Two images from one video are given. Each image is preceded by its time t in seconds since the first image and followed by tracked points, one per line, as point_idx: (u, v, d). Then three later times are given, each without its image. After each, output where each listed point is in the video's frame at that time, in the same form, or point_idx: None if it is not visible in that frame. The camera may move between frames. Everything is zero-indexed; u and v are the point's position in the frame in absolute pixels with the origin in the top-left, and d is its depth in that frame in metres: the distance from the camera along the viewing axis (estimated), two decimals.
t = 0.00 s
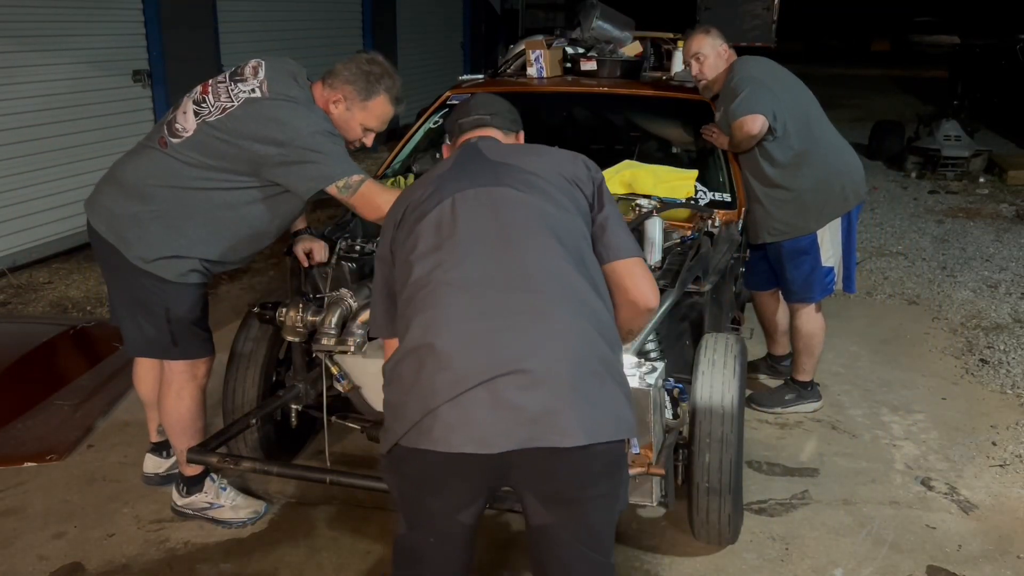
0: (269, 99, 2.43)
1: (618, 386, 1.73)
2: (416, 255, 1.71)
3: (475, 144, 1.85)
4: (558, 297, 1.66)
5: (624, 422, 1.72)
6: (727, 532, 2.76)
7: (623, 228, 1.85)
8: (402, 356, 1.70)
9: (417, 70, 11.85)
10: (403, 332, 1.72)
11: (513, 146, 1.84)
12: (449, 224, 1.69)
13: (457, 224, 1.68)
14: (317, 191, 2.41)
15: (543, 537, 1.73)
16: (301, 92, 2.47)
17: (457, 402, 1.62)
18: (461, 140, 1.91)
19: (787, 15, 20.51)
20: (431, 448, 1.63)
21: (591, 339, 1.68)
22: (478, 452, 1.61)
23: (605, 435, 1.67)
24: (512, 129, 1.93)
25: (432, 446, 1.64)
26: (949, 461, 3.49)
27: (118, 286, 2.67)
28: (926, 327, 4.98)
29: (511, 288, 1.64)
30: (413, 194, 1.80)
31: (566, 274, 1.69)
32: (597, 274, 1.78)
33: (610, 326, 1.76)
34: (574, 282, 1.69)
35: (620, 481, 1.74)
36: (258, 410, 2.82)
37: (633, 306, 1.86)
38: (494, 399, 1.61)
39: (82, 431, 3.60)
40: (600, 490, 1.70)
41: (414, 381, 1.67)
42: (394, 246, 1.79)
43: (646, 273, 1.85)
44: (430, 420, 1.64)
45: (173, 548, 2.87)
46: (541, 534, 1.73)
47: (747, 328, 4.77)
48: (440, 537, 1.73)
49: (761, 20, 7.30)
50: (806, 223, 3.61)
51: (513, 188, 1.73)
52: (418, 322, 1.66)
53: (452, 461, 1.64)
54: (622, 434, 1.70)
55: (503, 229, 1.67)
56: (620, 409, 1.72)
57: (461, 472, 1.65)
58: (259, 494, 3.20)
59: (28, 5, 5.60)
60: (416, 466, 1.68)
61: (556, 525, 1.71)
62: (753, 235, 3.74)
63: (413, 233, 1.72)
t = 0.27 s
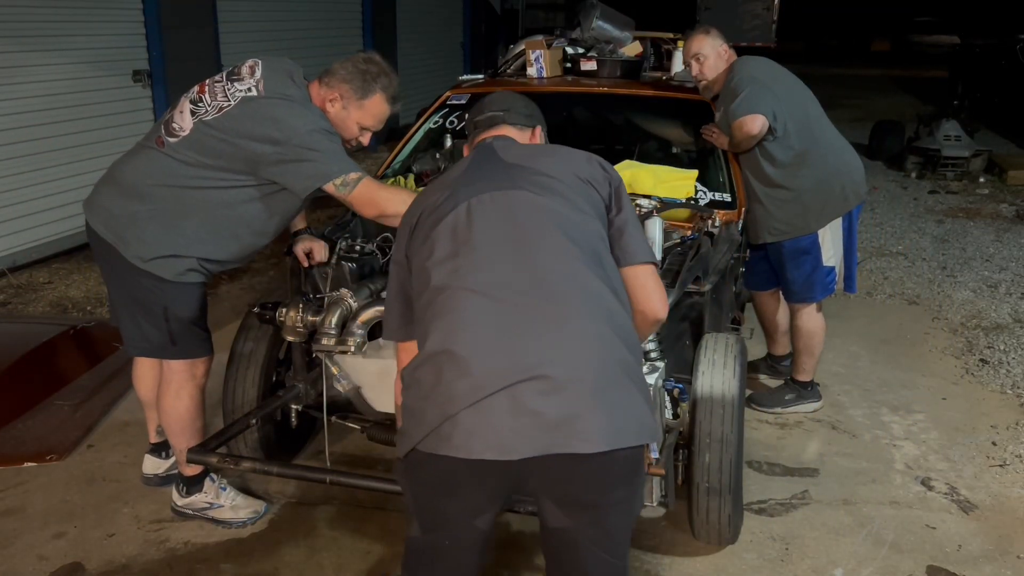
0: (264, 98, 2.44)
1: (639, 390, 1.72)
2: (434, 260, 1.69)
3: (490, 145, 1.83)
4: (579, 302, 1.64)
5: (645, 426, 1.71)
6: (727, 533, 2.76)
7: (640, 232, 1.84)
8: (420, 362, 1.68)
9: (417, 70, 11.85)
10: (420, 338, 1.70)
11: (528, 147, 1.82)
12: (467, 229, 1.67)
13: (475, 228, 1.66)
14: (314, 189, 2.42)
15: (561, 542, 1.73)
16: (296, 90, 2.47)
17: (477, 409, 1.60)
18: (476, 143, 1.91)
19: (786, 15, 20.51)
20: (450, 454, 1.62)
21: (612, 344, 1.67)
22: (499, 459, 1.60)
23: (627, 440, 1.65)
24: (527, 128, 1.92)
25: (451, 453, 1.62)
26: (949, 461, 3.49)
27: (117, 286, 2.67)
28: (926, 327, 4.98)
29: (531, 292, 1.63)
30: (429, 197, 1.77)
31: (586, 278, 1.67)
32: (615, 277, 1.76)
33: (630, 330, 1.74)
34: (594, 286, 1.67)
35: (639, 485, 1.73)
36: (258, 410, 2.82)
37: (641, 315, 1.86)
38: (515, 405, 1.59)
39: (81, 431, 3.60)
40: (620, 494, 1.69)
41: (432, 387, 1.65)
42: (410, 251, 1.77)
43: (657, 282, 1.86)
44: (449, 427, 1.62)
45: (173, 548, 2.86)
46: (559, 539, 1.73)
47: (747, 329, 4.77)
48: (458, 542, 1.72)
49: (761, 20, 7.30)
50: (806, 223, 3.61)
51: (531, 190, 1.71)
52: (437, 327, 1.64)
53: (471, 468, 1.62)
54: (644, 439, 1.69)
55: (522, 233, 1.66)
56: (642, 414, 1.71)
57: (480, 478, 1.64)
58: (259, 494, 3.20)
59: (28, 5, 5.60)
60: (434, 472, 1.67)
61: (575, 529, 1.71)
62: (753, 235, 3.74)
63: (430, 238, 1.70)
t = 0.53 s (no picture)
0: (261, 97, 2.44)
1: (655, 392, 1.71)
2: (445, 265, 1.67)
3: (497, 147, 1.82)
4: (594, 305, 1.63)
5: (660, 428, 1.71)
6: (727, 533, 2.76)
7: (649, 232, 1.84)
8: (433, 368, 1.67)
9: (417, 70, 11.85)
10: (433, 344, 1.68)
11: (536, 149, 1.81)
12: (479, 233, 1.66)
13: (488, 232, 1.65)
14: (312, 187, 2.42)
15: (576, 545, 1.73)
16: (293, 89, 2.48)
17: (493, 415, 1.59)
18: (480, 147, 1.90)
19: (786, 15, 20.51)
20: (465, 461, 1.60)
21: (627, 346, 1.66)
22: (516, 465, 1.59)
23: (644, 444, 1.65)
24: (528, 131, 1.92)
25: (466, 460, 1.60)
26: (949, 460, 3.49)
27: (117, 286, 2.67)
28: (926, 327, 4.98)
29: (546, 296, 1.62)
30: (437, 203, 1.75)
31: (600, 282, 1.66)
32: (627, 278, 1.76)
33: (644, 332, 1.74)
34: (607, 289, 1.67)
35: (653, 487, 1.73)
36: (258, 410, 2.82)
37: (650, 316, 1.86)
38: (532, 411, 1.58)
39: (81, 430, 3.60)
40: (635, 496, 1.69)
41: (447, 394, 1.64)
42: (420, 257, 1.75)
43: (664, 282, 1.86)
44: (465, 432, 1.61)
45: (173, 548, 2.87)
46: (573, 541, 1.73)
47: (747, 329, 4.77)
48: (473, 546, 1.71)
49: (761, 20, 7.30)
50: (806, 223, 3.61)
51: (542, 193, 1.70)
52: (451, 333, 1.63)
53: (487, 474, 1.61)
54: (660, 441, 1.69)
55: (535, 237, 1.65)
56: (657, 416, 1.70)
57: (495, 484, 1.63)
58: (259, 494, 3.20)
59: (28, 5, 5.60)
60: (449, 479, 1.66)
61: (590, 532, 1.71)
62: (753, 235, 3.75)
63: (442, 242, 1.69)
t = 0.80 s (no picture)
0: (259, 96, 2.44)
1: (657, 392, 1.71)
2: (446, 266, 1.67)
3: (494, 148, 1.82)
4: (595, 305, 1.64)
5: (663, 427, 1.71)
6: (727, 533, 2.76)
7: (648, 230, 1.85)
8: (434, 370, 1.66)
9: (417, 69, 11.84)
10: (434, 347, 1.68)
11: (533, 150, 1.81)
12: (479, 234, 1.65)
13: (488, 233, 1.65)
14: (311, 186, 2.42)
15: (578, 545, 1.73)
16: (292, 88, 2.48)
17: (497, 416, 1.59)
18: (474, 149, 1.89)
19: (786, 15, 20.51)
20: (469, 463, 1.60)
21: (629, 346, 1.66)
22: (520, 466, 1.58)
23: (647, 443, 1.65)
24: (522, 134, 1.92)
25: (470, 462, 1.60)
26: (949, 460, 3.49)
27: (116, 285, 2.67)
28: (926, 327, 4.98)
29: (547, 297, 1.62)
30: (435, 205, 1.75)
31: (601, 282, 1.66)
32: (627, 278, 1.76)
33: (645, 332, 1.74)
34: (608, 289, 1.67)
35: (655, 487, 1.73)
36: (258, 410, 2.82)
37: (649, 314, 1.86)
38: (535, 412, 1.58)
39: (81, 431, 3.60)
40: (637, 496, 1.69)
41: (449, 396, 1.63)
42: (419, 259, 1.75)
43: (663, 280, 1.86)
44: (468, 435, 1.60)
45: (172, 548, 2.87)
46: (575, 542, 1.73)
47: (747, 329, 4.78)
48: (475, 548, 1.71)
49: (761, 20, 7.30)
50: (807, 222, 3.61)
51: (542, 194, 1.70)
52: (452, 335, 1.62)
53: (490, 475, 1.61)
54: (663, 440, 1.69)
55: (536, 237, 1.65)
56: (659, 416, 1.71)
57: (498, 486, 1.62)
58: (259, 494, 3.20)
59: (28, 5, 5.60)
60: (452, 481, 1.65)
61: (592, 532, 1.71)
62: (753, 235, 3.75)
63: (442, 244, 1.68)
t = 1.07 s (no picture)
0: (259, 97, 2.44)
1: (660, 391, 1.71)
2: (448, 267, 1.67)
3: (494, 148, 1.82)
4: (597, 305, 1.63)
5: (666, 427, 1.71)
6: (727, 533, 2.76)
7: (649, 229, 1.84)
8: (436, 372, 1.66)
9: (417, 69, 11.84)
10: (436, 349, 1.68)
11: (533, 150, 1.81)
12: (480, 234, 1.65)
13: (489, 234, 1.64)
14: (311, 186, 2.41)
15: (582, 545, 1.73)
16: (291, 89, 2.48)
17: (500, 418, 1.58)
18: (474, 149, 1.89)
19: (786, 15, 20.50)
20: (473, 464, 1.60)
21: (632, 346, 1.66)
22: (523, 468, 1.58)
23: (651, 444, 1.65)
24: (522, 133, 1.93)
25: (474, 464, 1.60)
26: (949, 461, 3.49)
27: (116, 285, 2.67)
28: (926, 327, 4.97)
29: (549, 297, 1.61)
30: (436, 206, 1.75)
31: (603, 282, 1.66)
32: (629, 278, 1.76)
33: (648, 331, 1.73)
34: (610, 289, 1.67)
35: (659, 487, 1.73)
36: (258, 410, 2.82)
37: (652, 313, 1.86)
38: (539, 414, 1.57)
39: (81, 431, 3.60)
40: (640, 497, 1.69)
41: (452, 398, 1.63)
42: (421, 261, 1.75)
43: (664, 279, 1.86)
44: (472, 436, 1.60)
45: (173, 548, 2.86)
46: (578, 542, 1.73)
47: (747, 329, 4.78)
48: (478, 550, 1.71)
49: (761, 20, 7.30)
50: (807, 222, 3.61)
51: (542, 194, 1.70)
52: (455, 337, 1.62)
53: (494, 477, 1.60)
54: (667, 439, 1.69)
55: (537, 238, 1.64)
56: (663, 416, 1.70)
57: (501, 487, 1.62)
58: (259, 494, 3.20)
59: (28, 5, 5.59)
60: (454, 482, 1.65)
61: (596, 532, 1.71)
62: (753, 235, 3.75)
63: (443, 244, 1.68)
